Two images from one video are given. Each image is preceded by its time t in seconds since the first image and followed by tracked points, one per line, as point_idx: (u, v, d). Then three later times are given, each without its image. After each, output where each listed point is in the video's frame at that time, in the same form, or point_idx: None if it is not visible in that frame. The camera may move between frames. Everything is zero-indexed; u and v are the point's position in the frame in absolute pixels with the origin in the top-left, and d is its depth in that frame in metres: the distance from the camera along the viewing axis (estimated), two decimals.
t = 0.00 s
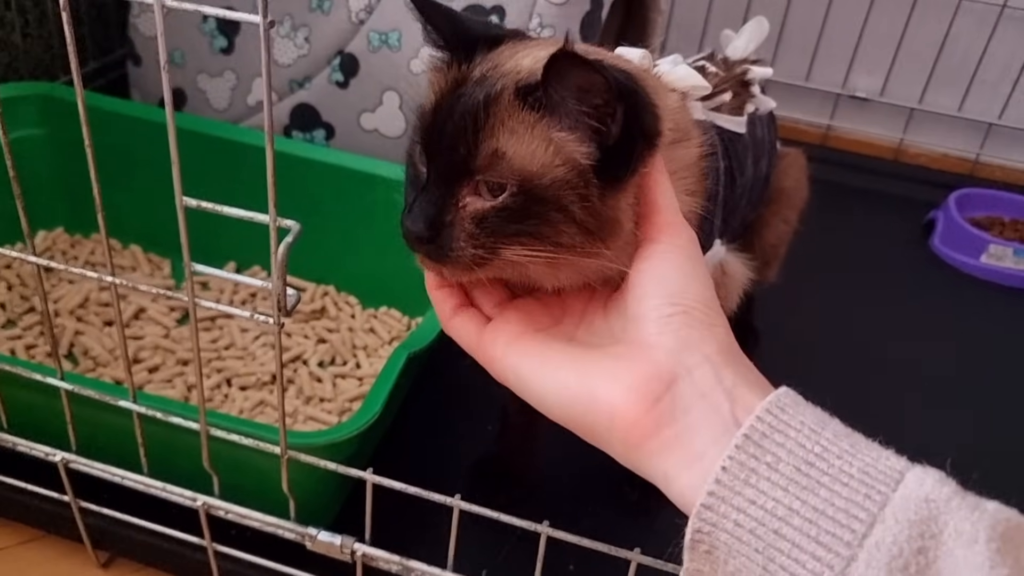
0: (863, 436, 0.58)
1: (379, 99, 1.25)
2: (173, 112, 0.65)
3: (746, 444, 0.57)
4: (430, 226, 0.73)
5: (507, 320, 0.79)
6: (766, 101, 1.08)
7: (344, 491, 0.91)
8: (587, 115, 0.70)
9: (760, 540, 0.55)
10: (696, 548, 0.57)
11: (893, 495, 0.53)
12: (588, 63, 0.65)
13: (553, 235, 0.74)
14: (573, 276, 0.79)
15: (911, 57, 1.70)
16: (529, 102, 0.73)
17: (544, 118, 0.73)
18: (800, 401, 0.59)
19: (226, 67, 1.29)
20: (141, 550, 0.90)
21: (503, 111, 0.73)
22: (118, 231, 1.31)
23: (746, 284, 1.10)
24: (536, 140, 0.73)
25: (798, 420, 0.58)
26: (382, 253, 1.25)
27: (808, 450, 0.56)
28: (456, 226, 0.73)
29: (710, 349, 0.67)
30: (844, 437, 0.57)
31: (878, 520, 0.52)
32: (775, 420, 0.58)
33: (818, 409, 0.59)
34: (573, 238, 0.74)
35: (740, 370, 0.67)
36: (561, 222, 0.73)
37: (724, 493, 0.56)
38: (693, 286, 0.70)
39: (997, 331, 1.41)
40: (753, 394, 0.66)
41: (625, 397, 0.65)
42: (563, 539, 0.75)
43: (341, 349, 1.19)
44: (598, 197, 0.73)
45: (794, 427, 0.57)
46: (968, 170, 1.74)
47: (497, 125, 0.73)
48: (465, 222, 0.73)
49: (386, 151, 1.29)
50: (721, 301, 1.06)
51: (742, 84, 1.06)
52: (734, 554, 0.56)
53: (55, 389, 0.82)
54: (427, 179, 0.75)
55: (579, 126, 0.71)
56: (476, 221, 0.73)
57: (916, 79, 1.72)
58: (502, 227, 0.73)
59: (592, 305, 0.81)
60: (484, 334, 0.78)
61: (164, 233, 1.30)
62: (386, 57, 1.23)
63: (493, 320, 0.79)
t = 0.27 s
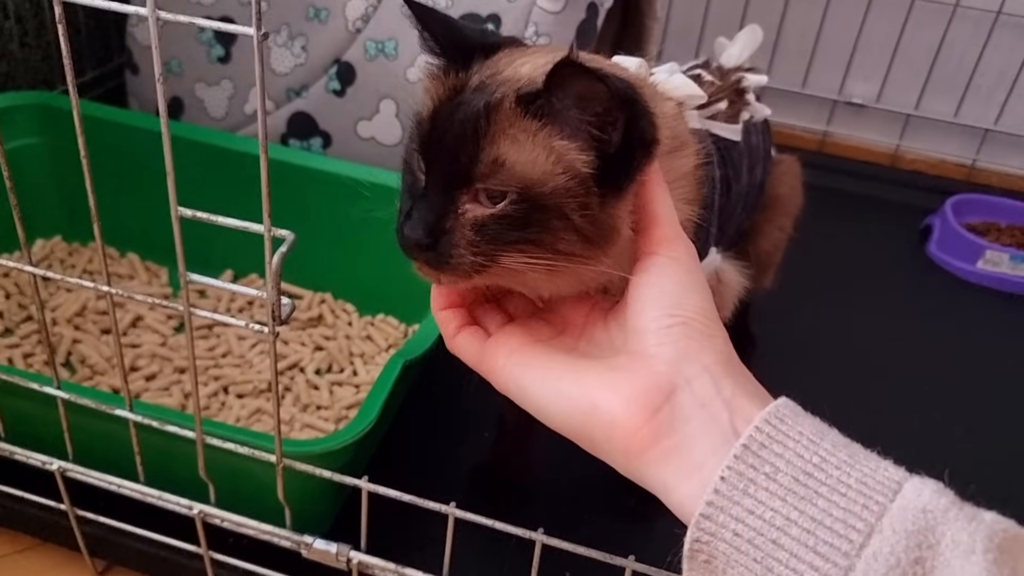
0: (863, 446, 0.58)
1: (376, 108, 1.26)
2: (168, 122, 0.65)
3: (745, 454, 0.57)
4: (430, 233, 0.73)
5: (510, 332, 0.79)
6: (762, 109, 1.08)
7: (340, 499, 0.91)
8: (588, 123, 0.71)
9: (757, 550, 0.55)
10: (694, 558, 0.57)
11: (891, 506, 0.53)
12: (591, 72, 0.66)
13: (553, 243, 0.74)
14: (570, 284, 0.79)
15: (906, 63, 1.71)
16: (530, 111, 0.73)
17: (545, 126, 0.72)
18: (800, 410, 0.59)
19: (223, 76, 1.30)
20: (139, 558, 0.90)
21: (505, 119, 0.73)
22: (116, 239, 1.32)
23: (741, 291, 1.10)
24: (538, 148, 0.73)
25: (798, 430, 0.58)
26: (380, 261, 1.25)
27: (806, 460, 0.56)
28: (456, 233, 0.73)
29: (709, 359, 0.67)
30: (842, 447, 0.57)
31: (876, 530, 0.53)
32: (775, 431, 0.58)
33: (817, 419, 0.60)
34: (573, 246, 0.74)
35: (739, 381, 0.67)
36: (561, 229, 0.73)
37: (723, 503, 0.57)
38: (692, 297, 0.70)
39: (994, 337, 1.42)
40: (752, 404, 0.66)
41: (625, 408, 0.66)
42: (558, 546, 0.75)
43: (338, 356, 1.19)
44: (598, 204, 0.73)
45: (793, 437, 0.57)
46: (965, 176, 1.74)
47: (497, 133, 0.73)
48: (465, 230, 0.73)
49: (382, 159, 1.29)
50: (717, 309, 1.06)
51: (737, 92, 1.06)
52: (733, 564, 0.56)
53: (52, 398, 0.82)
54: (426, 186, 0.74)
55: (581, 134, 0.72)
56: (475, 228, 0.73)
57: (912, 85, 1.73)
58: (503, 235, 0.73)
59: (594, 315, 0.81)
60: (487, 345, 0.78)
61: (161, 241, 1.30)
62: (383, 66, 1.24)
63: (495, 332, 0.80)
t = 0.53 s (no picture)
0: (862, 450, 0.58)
1: (376, 111, 1.26)
2: (168, 124, 0.66)
3: (744, 458, 0.58)
4: (434, 242, 0.73)
5: (511, 334, 0.79)
6: (760, 113, 1.09)
7: (339, 501, 0.91)
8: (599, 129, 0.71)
9: (756, 555, 0.55)
10: (693, 562, 0.58)
11: (889, 510, 0.53)
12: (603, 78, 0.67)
13: (557, 249, 0.74)
14: (570, 291, 0.79)
15: (906, 68, 1.71)
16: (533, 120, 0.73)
17: (547, 134, 0.73)
18: (799, 415, 0.60)
19: (224, 79, 1.30)
20: (138, 560, 0.90)
21: (506, 128, 0.73)
22: (116, 242, 1.32)
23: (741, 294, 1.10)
24: (541, 155, 0.73)
25: (797, 436, 0.58)
26: (379, 265, 1.25)
27: (805, 464, 0.57)
28: (458, 240, 0.73)
29: (707, 362, 0.67)
30: (841, 452, 0.57)
31: (874, 534, 0.53)
32: (772, 436, 0.58)
33: (816, 423, 0.60)
34: (576, 251, 0.75)
35: (738, 386, 0.67)
36: (564, 235, 0.74)
37: (720, 507, 0.57)
38: (690, 300, 0.69)
39: (993, 341, 1.42)
40: (750, 406, 0.66)
41: (624, 411, 0.66)
42: (556, 548, 0.75)
43: (337, 359, 1.20)
44: (601, 210, 0.74)
45: (791, 442, 0.58)
46: (964, 180, 1.74)
47: (499, 141, 0.73)
48: (468, 238, 0.73)
49: (382, 163, 1.29)
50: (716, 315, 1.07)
51: (735, 96, 1.07)
52: (731, 568, 0.56)
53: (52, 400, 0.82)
54: (428, 195, 0.74)
55: (586, 141, 0.72)
56: (478, 235, 0.73)
57: (911, 90, 1.73)
58: (505, 241, 0.73)
59: (593, 319, 0.81)
60: (486, 347, 0.79)
61: (161, 243, 1.30)
62: (383, 70, 1.24)
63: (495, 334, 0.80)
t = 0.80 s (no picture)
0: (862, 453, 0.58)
1: (375, 110, 1.26)
2: (166, 123, 0.65)
3: (744, 462, 0.57)
4: (422, 240, 0.73)
5: (507, 334, 0.79)
6: (758, 112, 1.08)
7: (338, 501, 0.91)
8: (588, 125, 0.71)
9: (755, 558, 0.55)
10: (692, 566, 0.57)
11: (889, 514, 0.53)
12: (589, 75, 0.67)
13: (545, 245, 0.74)
14: (561, 287, 0.79)
15: (906, 67, 1.71)
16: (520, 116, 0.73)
17: (535, 131, 0.73)
18: (798, 419, 0.59)
19: (223, 77, 1.30)
20: (136, 559, 0.90)
21: (493, 124, 0.73)
22: (115, 240, 1.32)
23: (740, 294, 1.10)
24: (529, 152, 0.73)
25: (797, 440, 0.58)
26: (377, 264, 1.25)
27: (805, 468, 0.57)
28: (446, 238, 0.73)
29: (707, 367, 0.68)
30: (840, 455, 0.57)
31: (874, 538, 0.53)
32: (772, 440, 0.58)
33: (815, 427, 0.60)
34: (565, 247, 0.75)
35: (738, 389, 0.67)
36: (553, 231, 0.74)
37: (720, 511, 0.57)
38: (688, 306, 0.70)
39: (993, 341, 1.42)
40: (749, 405, 0.66)
41: (623, 414, 0.66)
42: (554, 547, 0.75)
43: (336, 357, 1.20)
44: (590, 206, 0.74)
45: (791, 445, 0.57)
46: (964, 179, 1.74)
47: (486, 138, 0.73)
48: (456, 235, 0.73)
49: (381, 162, 1.29)
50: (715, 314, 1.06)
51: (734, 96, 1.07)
52: (731, 572, 0.56)
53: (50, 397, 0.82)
54: (416, 193, 0.74)
55: (574, 137, 0.72)
56: (467, 232, 0.73)
57: (911, 89, 1.73)
58: (494, 238, 0.73)
59: (589, 322, 0.81)
60: (483, 348, 0.78)
61: (160, 242, 1.30)
62: (383, 68, 1.24)
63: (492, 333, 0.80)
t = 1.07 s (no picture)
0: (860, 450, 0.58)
1: (376, 110, 1.25)
2: (166, 122, 0.65)
3: (741, 458, 0.57)
4: (435, 237, 0.73)
5: (507, 333, 0.79)
6: (757, 114, 1.08)
7: (337, 501, 0.91)
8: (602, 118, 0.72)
9: (753, 554, 0.55)
10: (690, 562, 0.57)
11: (887, 511, 0.53)
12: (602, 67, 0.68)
13: (560, 239, 0.74)
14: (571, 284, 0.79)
15: (906, 69, 1.71)
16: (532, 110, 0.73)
17: (547, 125, 0.73)
18: (797, 415, 0.59)
19: (223, 77, 1.30)
20: (135, 559, 0.90)
21: (505, 119, 0.73)
22: (115, 240, 1.32)
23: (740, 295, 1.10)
24: (542, 147, 0.74)
25: (795, 436, 0.58)
26: (378, 264, 1.25)
27: (803, 465, 0.57)
28: (460, 234, 0.73)
29: (705, 362, 0.67)
30: (838, 452, 0.57)
31: (872, 535, 0.52)
32: (769, 436, 0.58)
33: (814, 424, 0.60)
34: (579, 243, 0.74)
35: (737, 386, 0.67)
36: (567, 226, 0.74)
37: (717, 506, 0.57)
38: (685, 301, 0.70)
39: (992, 343, 1.42)
40: (748, 406, 0.66)
41: (621, 410, 0.65)
42: (553, 548, 0.75)
43: (336, 358, 1.20)
44: (603, 201, 0.74)
45: (788, 442, 0.57)
46: (964, 182, 1.74)
47: (498, 133, 0.73)
48: (469, 231, 0.73)
49: (382, 162, 1.29)
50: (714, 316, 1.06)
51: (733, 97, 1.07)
52: (728, 568, 0.56)
53: (49, 398, 0.82)
54: (428, 190, 0.74)
55: (586, 130, 0.73)
56: (480, 227, 0.73)
57: (912, 91, 1.73)
58: (508, 233, 0.73)
59: (588, 320, 0.81)
60: (483, 347, 0.78)
61: (160, 242, 1.30)
62: (383, 69, 1.24)
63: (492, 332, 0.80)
